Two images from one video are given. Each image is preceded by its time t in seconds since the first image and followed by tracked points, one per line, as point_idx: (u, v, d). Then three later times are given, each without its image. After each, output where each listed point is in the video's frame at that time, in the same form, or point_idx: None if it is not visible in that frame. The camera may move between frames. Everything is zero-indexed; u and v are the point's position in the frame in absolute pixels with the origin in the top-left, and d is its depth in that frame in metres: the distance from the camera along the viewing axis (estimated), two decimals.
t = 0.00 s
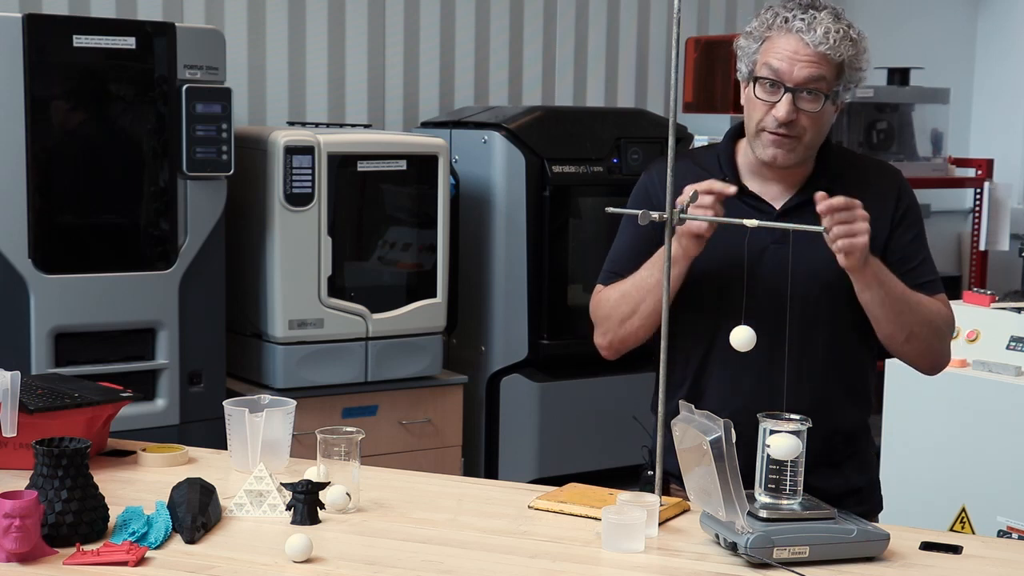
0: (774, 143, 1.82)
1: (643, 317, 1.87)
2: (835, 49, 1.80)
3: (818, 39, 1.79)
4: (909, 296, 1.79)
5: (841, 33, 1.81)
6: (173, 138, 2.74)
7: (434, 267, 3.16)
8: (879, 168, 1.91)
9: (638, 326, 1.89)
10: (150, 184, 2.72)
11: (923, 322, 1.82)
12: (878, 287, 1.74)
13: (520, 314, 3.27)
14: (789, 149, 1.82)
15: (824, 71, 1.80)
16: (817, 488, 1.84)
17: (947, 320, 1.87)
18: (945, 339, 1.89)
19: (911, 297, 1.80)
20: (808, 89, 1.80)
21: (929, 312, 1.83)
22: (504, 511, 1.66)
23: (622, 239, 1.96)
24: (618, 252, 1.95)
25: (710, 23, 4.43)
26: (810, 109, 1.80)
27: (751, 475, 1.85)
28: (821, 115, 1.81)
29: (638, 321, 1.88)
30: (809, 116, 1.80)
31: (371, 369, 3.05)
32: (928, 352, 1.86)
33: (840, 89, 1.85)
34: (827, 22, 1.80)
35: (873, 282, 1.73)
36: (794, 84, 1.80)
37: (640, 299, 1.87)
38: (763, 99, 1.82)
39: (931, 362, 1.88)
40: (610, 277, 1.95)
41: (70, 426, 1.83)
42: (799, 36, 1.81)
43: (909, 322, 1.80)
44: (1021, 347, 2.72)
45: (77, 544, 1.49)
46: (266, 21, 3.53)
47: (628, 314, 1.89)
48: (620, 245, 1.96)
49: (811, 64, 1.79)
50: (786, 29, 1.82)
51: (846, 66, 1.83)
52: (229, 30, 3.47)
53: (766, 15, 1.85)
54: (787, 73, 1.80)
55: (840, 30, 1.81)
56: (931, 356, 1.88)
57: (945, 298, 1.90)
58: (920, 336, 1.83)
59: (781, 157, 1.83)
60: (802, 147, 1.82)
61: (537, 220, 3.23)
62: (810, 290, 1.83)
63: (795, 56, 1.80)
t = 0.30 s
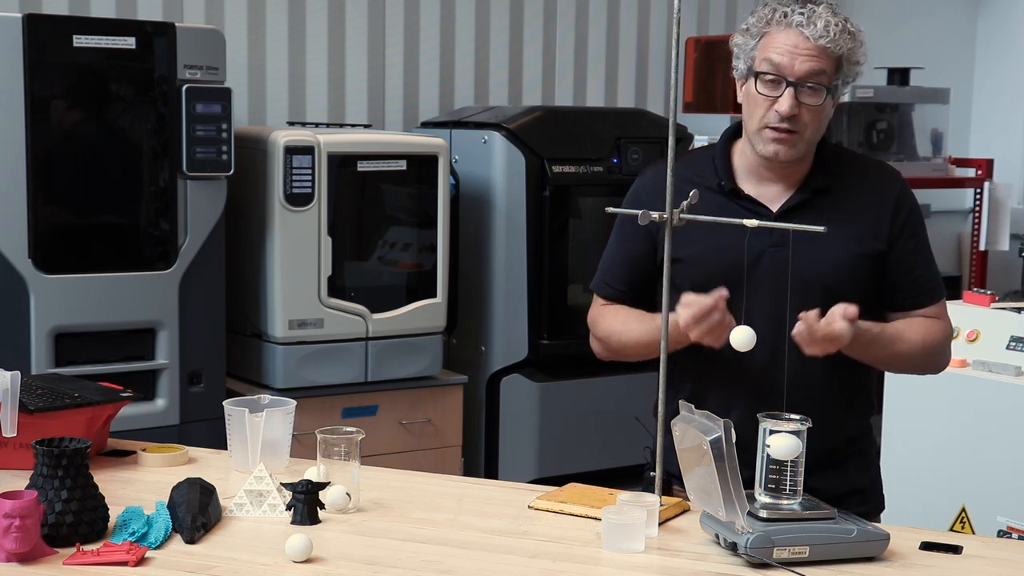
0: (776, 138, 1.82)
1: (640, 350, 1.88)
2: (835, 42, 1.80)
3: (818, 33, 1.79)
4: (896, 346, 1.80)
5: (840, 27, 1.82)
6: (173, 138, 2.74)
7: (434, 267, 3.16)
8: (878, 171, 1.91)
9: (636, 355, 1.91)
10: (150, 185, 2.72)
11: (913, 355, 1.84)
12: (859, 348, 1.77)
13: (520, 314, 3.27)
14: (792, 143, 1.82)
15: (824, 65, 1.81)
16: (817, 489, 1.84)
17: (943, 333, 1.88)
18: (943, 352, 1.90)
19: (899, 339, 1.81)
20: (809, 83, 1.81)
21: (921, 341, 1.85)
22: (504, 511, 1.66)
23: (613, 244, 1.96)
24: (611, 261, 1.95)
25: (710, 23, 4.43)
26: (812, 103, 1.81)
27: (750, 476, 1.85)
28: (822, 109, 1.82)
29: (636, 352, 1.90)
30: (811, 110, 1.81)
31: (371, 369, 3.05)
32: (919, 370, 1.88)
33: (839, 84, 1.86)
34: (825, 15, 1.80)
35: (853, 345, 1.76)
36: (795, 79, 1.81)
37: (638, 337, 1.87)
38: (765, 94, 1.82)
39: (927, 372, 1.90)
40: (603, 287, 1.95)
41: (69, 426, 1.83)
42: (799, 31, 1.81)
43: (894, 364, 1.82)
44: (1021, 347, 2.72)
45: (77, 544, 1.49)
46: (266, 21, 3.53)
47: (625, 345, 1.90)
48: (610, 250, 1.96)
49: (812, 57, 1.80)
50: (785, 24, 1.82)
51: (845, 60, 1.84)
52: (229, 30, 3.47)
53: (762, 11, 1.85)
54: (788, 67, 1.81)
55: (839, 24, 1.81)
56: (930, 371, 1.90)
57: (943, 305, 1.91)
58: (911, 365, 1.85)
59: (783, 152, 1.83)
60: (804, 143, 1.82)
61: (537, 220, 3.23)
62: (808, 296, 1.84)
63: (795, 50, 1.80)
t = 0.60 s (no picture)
0: (777, 136, 1.82)
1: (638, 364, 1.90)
2: (834, 39, 1.80)
3: (817, 30, 1.79)
4: (885, 353, 1.81)
5: (839, 24, 1.82)
6: (173, 138, 2.74)
7: (434, 267, 3.16)
8: (878, 169, 1.91)
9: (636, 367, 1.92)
10: (150, 185, 2.72)
11: (907, 360, 1.83)
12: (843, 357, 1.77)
13: (520, 314, 3.27)
14: (792, 141, 1.82)
15: (823, 62, 1.81)
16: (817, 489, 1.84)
17: (940, 334, 1.88)
18: (944, 350, 1.90)
19: (890, 346, 1.81)
20: (808, 81, 1.81)
21: (921, 345, 1.85)
22: (504, 511, 1.66)
23: (612, 245, 1.96)
24: (611, 263, 1.95)
25: (710, 23, 4.43)
26: (811, 101, 1.81)
27: (750, 476, 1.84)
28: (821, 107, 1.82)
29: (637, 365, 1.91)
30: (810, 107, 1.81)
31: (371, 369, 3.05)
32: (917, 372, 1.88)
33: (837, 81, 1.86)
34: (824, 13, 1.80)
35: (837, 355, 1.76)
36: (795, 76, 1.81)
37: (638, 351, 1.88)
38: (764, 92, 1.82)
39: (928, 372, 1.90)
40: (604, 290, 1.95)
41: (70, 426, 1.83)
42: (797, 28, 1.81)
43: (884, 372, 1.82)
44: (1021, 347, 2.72)
45: (77, 544, 1.49)
46: (266, 21, 3.53)
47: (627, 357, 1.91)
48: (609, 252, 1.96)
49: (811, 54, 1.80)
50: (783, 22, 1.82)
51: (843, 58, 1.84)
52: (229, 30, 3.47)
53: (760, 10, 1.85)
54: (787, 65, 1.81)
55: (837, 21, 1.81)
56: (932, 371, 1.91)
57: (944, 304, 1.91)
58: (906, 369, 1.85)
59: (784, 150, 1.82)
60: (804, 140, 1.83)
61: (537, 220, 3.23)
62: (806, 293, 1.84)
63: (794, 48, 1.80)
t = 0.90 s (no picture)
0: (779, 132, 1.82)
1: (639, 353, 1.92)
2: (837, 35, 1.80)
3: (820, 26, 1.79)
4: (889, 340, 1.81)
5: (841, 20, 1.82)
6: (173, 138, 2.74)
7: (434, 267, 3.16)
8: (879, 167, 1.91)
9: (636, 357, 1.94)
10: (150, 185, 2.72)
11: (909, 348, 1.84)
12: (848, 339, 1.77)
13: (520, 314, 3.27)
14: (795, 137, 1.82)
15: (827, 58, 1.81)
16: (817, 489, 1.84)
17: (946, 329, 1.88)
18: (950, 343, 1.90)
19: (892, 332, 1.81)
20: (811, 77, 1.81)
21: (927, 333, 1.86)
22: (504, 511, 1.66)
23: (614, 246, 1.96)
24: (614, 263, 1.95)
25: (710, 23, 4.43)
26: (813, 96, 1.81)
27: (750, 476, 1.84)
28: (824, 102, 1.82)
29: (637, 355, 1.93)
30: (813, 103, 1.81)
31: (371, 369, 3.05)
32: (919, 363, 1.88)
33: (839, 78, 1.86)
34: (827, 9, 1.80)
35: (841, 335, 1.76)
36: (798, 72, 1.81)
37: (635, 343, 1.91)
38: (767, 88, 1.82)
39: (933, 364, 1.90)
40: (606, 290, 1.95)
41: (70, 426, 1.83)
42: (801, 24, 1.81)
43: (885, 356, 1.82)
44: (1021, 347, 2.72)
45: (77, 544, 1.49)
46: (266, 21, 3.53)
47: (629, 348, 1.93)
48: (610, 253, 1.96)
49: (814, 51, 1.80)
50: (786, 19, 1.82)
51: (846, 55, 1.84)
52: (229, 30, 3.47)
53: (763, 7, 1.85)
54: (790, 61, 1.81)
55: (840, 18, 1.81)
56: (937, 363, 1.91)
57: (951, 300, 1.91)
58: (909, 359, 1.85)
59: (787, 145, 1.82)
60: (806, 136, 1.83)
61: (537, 220, 3.23)
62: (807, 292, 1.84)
63: (797, 43, 1.80)
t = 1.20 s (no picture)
0: (780, 148, 1.83)
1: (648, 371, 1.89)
2: (841, 51, 1.80)
3: (825, 43, 1.78)
4: (890, 343, 1.81)
5: (847, 35, 1.81)
6: (173, 138, 2.74)
7: (434, 267, 3.16)
8: (878, 169, 1.92)
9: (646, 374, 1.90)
10: (150, 184, 2.72)
11: (908, 352, 1.84)
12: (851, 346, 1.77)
13: (520, 314, 3.27)
14: (796, 153, 1.83)
15: (831, 75, 1.80)
16: (816, 488, 1.84)
17: (945, 332, 1.89)
18: (948, 348, 1.91)
19: (892, 336, 1.81)
20: (814, 94, 1.81)
21: (926, 337, 1.86)
22: (504, 511, 1.66)
23: (618, 248, 1.96)
24: (618, 264, 1.95)
25: (710, 22, 4.43)
26: (816, 113, 1.81)
27: (750, 476, 1.85)
28: (826, 118, 1.82)
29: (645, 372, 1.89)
30: (815, 119, 1.81)
31: (371, 369, 3.05)
32: (919, 368, 1.88)
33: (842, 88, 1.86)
34: (833, 25, 1.79)
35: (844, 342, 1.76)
36: (802, 89, 1.80)
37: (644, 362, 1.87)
38: (771, 104, 1.82)
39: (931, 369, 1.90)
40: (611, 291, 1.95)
41: (69, 426, 1.83)
42: (806, 40, 1.80)
43: (886, 361, 1.82)
44: (1021, 347, 2.72)
45: (77, 544, 1.49)
46: (266, 21, 3.53)
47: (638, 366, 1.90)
48: (614, 255, 1.96)
49: (818, 67, 1.79)
50: (791, 32, 1.81)
51: (849, 67, 1.83)
52: (229, 30, 3.47)
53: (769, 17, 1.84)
54: (795, 78, 1.80)
55: (845, 32, 1.81)
56: (935, 368, 1.91)
57: (947, 303, 1.91)
58: (908, 363, 1.85)
59: (788, 161, 1.83)
60: (808, 151, 1.84)
61: (537, 220, 3.23)
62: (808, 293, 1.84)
63: (802, 61, 1.79)
